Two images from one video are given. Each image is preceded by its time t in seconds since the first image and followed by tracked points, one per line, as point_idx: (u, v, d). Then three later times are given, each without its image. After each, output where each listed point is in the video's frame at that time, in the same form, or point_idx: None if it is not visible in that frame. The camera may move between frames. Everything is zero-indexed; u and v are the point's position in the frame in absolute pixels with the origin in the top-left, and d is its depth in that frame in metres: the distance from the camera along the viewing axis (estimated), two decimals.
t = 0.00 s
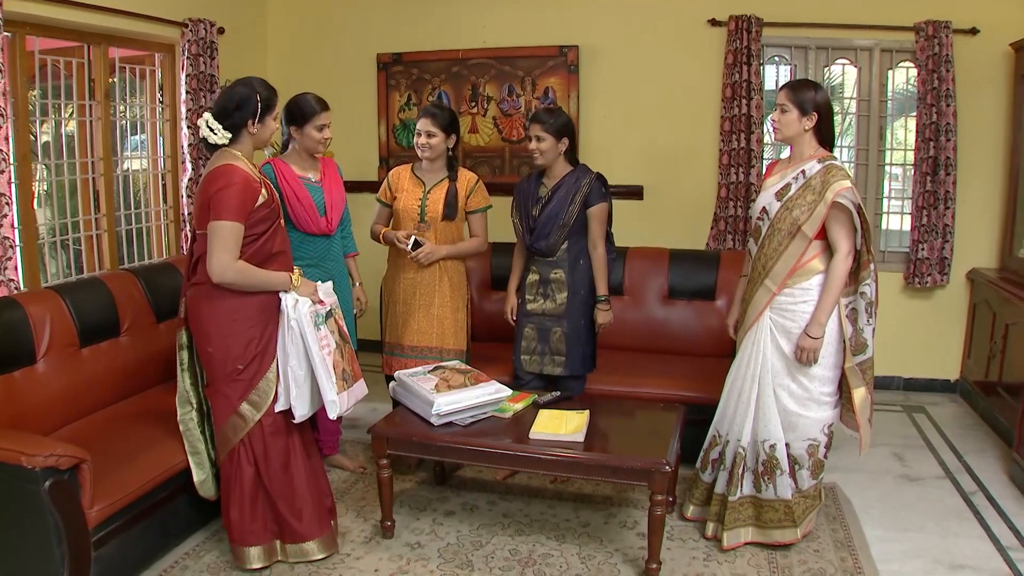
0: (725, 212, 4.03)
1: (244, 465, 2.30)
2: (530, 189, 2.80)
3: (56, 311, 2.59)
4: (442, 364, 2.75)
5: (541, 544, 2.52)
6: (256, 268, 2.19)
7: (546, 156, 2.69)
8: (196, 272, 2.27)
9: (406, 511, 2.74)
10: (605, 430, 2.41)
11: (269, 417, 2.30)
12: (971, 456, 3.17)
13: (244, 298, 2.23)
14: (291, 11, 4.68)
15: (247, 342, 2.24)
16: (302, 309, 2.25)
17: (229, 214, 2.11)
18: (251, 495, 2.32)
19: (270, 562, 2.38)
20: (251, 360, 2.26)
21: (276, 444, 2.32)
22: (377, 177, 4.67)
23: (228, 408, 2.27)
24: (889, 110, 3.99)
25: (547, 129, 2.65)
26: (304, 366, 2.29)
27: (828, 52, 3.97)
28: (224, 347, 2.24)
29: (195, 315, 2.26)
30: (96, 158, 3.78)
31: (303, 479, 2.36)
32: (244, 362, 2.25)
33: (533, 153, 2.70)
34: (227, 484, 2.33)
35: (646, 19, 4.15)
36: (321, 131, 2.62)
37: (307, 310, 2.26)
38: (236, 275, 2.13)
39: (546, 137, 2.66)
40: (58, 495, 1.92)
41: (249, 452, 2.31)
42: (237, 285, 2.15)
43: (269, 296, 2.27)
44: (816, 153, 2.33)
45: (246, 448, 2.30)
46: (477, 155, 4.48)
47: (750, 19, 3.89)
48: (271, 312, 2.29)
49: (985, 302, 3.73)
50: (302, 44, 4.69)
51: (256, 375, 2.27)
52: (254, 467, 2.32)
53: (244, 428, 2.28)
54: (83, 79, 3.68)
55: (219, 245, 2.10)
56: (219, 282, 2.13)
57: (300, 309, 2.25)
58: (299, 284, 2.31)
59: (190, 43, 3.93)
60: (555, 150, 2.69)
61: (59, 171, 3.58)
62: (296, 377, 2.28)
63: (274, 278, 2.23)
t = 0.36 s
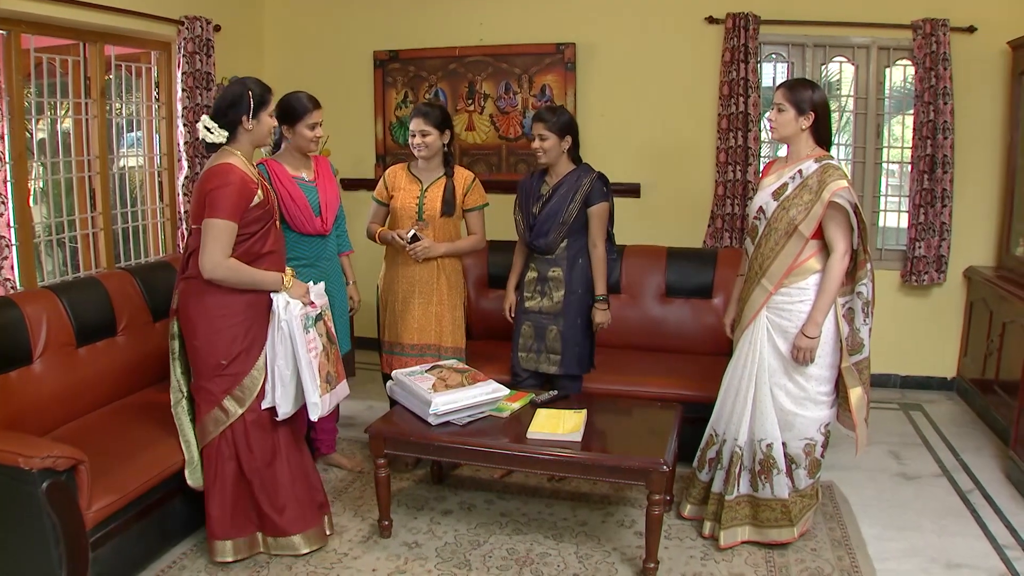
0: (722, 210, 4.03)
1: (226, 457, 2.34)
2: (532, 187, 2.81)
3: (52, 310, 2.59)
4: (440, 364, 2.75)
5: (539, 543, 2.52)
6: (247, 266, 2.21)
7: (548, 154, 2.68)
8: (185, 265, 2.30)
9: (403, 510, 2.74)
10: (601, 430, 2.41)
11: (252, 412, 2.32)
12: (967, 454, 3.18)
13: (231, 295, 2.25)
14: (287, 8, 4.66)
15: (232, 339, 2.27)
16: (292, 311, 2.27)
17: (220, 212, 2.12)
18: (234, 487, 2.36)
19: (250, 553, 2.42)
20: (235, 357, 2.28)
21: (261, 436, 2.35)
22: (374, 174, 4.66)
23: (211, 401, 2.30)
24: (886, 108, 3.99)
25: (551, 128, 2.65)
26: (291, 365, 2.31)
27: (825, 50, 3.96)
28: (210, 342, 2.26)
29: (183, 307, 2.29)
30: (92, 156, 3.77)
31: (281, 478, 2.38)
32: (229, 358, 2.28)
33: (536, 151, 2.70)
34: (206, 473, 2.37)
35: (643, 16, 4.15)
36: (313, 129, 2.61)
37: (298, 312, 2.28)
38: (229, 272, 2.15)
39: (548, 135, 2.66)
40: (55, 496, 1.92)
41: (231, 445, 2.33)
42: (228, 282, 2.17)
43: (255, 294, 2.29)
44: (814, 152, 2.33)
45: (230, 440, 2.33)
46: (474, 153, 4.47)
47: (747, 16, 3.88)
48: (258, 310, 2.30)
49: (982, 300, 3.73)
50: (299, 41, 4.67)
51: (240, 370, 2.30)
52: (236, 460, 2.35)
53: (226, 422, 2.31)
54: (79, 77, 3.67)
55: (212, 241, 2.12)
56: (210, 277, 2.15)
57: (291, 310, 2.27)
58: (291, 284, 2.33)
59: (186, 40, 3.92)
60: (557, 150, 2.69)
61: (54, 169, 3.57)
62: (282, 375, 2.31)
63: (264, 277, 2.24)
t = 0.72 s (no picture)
0: (720, 208, 4.03)
1: (224, 455, 2.34)
2: (533, 185, 2.81)
3: (48, 310, 2.58)
4: (438, 363, 2.74)
5: (537, 543, 2.53)
6: (244, 260, 2.21)
7: (549, 154, 2.68)
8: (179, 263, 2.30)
9: (401, 510, 2.74)
10: (599, 429, 2.41)
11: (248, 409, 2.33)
12: (965, 452, 3.19)
13: (225, 291, 2.25)
14: (283, 5, 4.65)
15: (227, 334, 2.27)
16: (292, 299, 2.28)
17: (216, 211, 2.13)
18: (232, 484, 2.36)
19: (246, 551, 2.42)
20: (231, 352, 2.28)
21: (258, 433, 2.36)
22: (371, 172, 4.65)
23: (207, 397, 2.30)
24: (883, 106, 3.99)
25: (551, 128, 2.65)
26: (292, 353, 2.32)
27: (823, 47, 3.96)
28: (205, 338, 2.26)
29: (178, 306, 2.29)
30: (89, 155, 3.76)
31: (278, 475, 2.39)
32: (225, 354, 2.28)
33: (535, 151, 2.70)
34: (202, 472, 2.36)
35: (641, 14, 4.14)
36: (312, 130, 2.61)
37: (298, 300, 2.28)
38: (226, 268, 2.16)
39: (548, 135, 2.65)
40: (53, 498, 1.92)
41: (228, 443, 2.34)
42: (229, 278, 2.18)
43: (250, 289, 2.29)
44: (810, 151, 2.33)
45: (227, 437, 2.34)
46: (471, 150, 4.46)
47: (745, 14, 3.88)
48: (253, 305, 2.31)
49: (979, 298, 3.74)
50: (296, 39, 4.66)
51: (236, 366, 2.30)
52: (234, 457, 2.36)
53: (223, 418, 2.31)
54: (75, 75, 3.65)
55: (208, 239, 2.13)
56: (210, 274, 2.15)
57: (291, 298, 2.28)
58: (291, 274, 2.33)
59: (182, 38, 3.90)
60: (557, 149, 2.68)
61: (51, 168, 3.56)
62: (284, 364, 2.32)
63: (262, 268, 2.24)
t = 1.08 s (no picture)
0: (720, 207, 4.02)
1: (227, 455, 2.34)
2: (529, 185, 2.81)
3: (48, 311, 2.58)
4: (438, 364, 2.74)
5: (537, 543, 2.53)
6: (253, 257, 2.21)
7: (545, 154, 2.68)
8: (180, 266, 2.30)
9: (402, 510, 2.74)
10: (599, 430, 2.41)
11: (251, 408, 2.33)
12: (964, 453, 3.19)
13: (228, 291, 2.25)
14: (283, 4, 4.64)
15: (230, 334, 2.27)
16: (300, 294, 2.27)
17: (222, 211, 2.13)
18: (235, 485, 2.36)
19: (251, 551, 2.42)
20: (234, 351, 2.28)
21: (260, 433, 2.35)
22: (371, 171, 4.65)
23: (211, 398, 2.30)
24: (884, 105, 3.99)
25: (546, 129, 2.65)
26: (299, 346, 2.32)
27: (823, 47, 3.96)
28: (208, 338, 2.26)
29: (179, 308, 2.29)
30: (88, 155, 3.75)
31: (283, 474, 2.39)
32: (228, 353, 2.28)
33: (531, 151, 2.69)
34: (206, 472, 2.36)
35: (641, 13, 4.14)
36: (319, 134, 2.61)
37: (307, 295, 2.28)
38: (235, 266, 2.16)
39: (544, 136, 2.65)
40: (53, 500, 1.92)
41: (231, 443, 2.34)
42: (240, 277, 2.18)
43: (252, 287, 2.29)
44: (810, 152, 2.33)
45: (230, 437, 2.33)
46: (471, 150, 4.46)
47: (745, 13, 3.87)
48: (255, 303, 2.31)
49: (979, 298, 3.74)
50: (295, 38, 4.65)
51: (239, 365, 2.30)
52: (237, 457, 2.36)
53: (227, 417, 2.31)
54: (75, 74, 3.65)
55: (216, 239, 2.13)
56: (220, 275, 2.15)
57: (300, 292, 2.27)
58: (300, 267, 2.30)
59: (182, 37, 3.90)
60: (553, 150, 2.69)
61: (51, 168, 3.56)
62: (291, 356, 2.32)
63: (272, 264, 2.23)
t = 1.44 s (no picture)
0: (720, 206, 4.02)
1: (228, 456, 2.33)
2: (514, 184, 2.79)
3: (48, 311, 2.57)
4: (439, 363, 2.74)
5: (538, 543, 2.53)
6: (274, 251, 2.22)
7: (530, 154, 2.67)
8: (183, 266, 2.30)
9: (403, 510, 2.74)
10: (600, 430, 2.41)
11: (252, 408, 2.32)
12: (965, 452, 3.19)
13: (231, 290, 2.25)
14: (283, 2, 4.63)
15: (233, 333, 2.27)
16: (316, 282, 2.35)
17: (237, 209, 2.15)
18: (236, 485, 2.36)
19: (249, 549, 2.42)
20: (237, 351, 2.28)
21: (261, 433, 2.35)
22: (371, 170, 4.64)
23: (213, 397, 2.30)
24: (884, 104, 3.98)
25: (530, 128, 2.63)
26: (320, 335, 2.40)
27: (824, 46, 3.96)
28: (211, 337, 2.26)
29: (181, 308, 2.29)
30: (88, 154, 3.75)
31: (287, 473, 2.39)
32: (231, 353, 2.27)
33: (517, 151, 2.68)
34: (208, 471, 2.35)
35: (641, 12, 4.13)
36: (338, 133, 2.55)
37: (323, 285, 2.35)
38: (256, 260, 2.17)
39: (529, 135, 2.64)
40: (54, 501, 1.92)
41: (232, 443, 2.33)
42: (263, 271, 2.19)
43: (254, 286, 2.29)
44: (813, 151, 2.33)
45: (232, 437, 2.33)
46: (471, 148, 4.45)
47: (746, 12, 3.87)
48: (256, 302, 2.30)
49: (980, 297, 3.74)
50: (295, 36, 4.64)
51: (242, 365, 2.30)
52: (238, 458, 2.35)
53: (230, 417, 2.31)
54: (74, 73, 3.64)
55: (231, 238, 2.14)
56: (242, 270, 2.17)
57: (316, 283, 2.34)
58: (322, 256, 2.32)
59: (182, 36, 3.89)
60: (538, 150, 2.67)
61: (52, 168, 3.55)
62: (314, 344, 2.42)
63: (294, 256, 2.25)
